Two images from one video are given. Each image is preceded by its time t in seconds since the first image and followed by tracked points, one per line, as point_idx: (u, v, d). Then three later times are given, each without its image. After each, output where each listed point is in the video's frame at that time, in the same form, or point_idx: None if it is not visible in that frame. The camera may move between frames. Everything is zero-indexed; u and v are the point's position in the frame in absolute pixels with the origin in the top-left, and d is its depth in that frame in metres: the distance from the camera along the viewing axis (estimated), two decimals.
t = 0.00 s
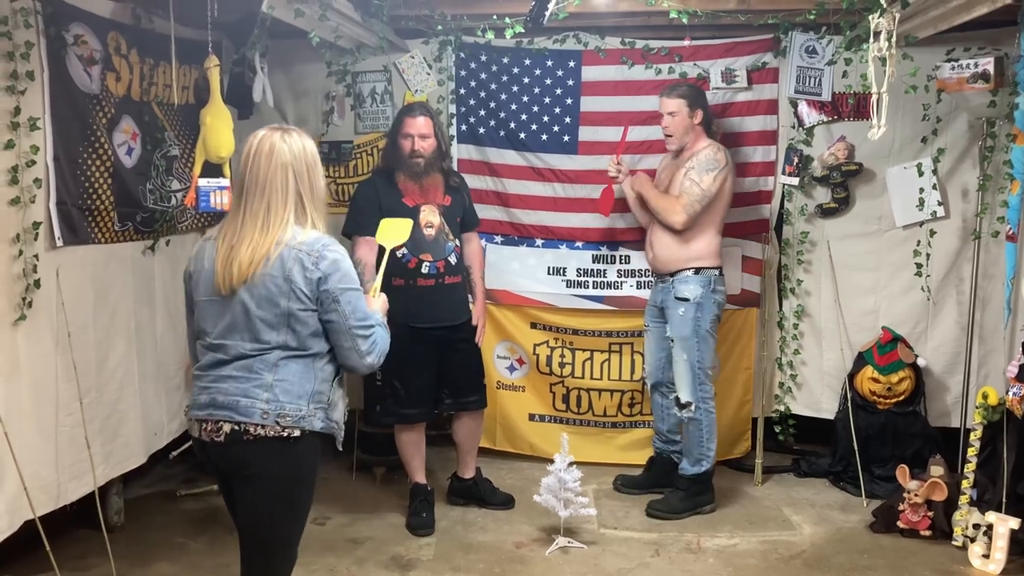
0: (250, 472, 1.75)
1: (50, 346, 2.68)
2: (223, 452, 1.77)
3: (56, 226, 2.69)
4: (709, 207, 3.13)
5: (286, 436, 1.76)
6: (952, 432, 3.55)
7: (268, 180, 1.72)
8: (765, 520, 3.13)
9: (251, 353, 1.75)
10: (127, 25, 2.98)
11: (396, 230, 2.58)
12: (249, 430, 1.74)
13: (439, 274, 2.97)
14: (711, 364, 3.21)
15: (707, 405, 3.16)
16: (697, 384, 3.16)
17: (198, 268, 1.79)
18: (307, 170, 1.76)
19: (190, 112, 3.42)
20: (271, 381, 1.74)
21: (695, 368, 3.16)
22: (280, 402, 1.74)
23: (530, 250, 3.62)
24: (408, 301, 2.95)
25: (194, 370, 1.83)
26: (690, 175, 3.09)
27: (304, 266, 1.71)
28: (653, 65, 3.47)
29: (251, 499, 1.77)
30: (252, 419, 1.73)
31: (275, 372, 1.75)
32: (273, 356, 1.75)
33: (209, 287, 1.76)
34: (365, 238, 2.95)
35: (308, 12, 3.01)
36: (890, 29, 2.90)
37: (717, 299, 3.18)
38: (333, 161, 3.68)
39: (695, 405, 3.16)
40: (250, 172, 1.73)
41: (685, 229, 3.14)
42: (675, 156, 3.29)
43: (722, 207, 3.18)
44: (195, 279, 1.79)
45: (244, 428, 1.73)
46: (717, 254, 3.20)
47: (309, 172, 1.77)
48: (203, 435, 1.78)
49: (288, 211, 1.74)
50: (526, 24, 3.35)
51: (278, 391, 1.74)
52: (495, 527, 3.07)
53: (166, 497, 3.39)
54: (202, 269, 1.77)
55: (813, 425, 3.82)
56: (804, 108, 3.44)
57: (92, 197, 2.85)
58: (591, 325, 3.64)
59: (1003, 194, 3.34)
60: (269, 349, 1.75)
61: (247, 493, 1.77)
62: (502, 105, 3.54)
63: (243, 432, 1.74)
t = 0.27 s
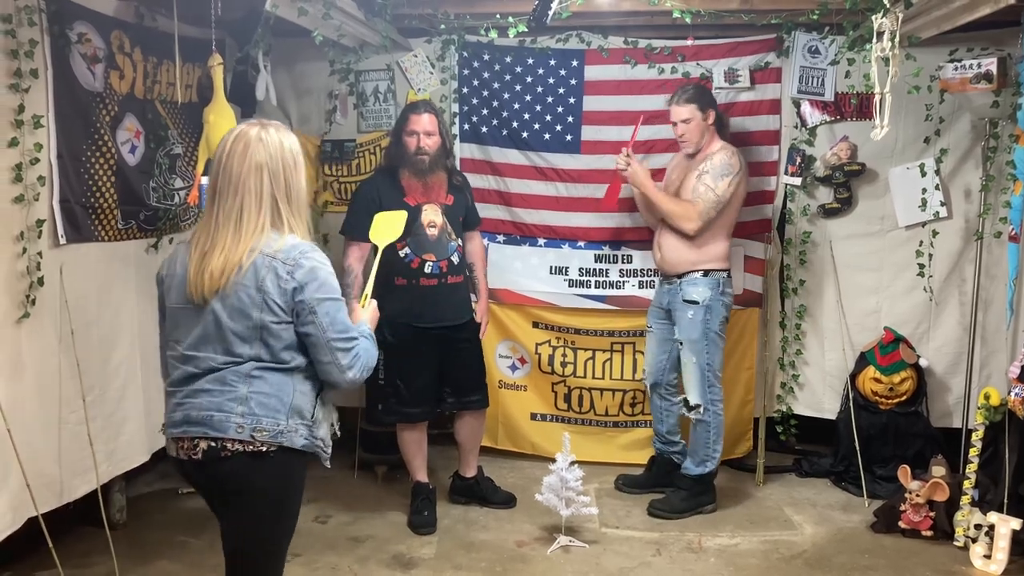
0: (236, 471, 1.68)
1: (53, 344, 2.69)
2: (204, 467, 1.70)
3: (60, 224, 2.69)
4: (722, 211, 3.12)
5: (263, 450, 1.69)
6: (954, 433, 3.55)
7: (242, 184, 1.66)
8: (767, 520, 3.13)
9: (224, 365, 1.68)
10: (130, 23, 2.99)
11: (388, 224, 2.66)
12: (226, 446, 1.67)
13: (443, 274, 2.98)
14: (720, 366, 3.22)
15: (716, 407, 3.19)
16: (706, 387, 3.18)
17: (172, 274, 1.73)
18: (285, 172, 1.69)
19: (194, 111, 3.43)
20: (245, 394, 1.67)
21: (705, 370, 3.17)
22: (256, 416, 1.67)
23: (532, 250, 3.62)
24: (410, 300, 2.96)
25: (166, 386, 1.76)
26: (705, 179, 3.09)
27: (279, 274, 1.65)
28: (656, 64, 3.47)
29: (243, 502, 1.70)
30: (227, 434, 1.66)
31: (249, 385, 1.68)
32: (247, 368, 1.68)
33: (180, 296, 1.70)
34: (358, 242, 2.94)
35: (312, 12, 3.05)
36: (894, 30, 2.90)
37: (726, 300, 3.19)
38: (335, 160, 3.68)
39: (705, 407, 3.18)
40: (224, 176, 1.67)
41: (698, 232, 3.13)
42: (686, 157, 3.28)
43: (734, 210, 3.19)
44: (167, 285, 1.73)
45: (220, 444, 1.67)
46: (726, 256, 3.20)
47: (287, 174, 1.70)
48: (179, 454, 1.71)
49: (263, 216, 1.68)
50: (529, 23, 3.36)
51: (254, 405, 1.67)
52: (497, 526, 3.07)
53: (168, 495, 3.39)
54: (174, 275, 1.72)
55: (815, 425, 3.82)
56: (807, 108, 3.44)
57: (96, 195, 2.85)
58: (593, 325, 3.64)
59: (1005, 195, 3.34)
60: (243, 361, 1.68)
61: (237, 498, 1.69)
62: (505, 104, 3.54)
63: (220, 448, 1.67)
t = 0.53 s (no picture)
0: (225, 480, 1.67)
1: (55, 343, 2.69)
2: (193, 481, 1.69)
3: (62, 224, 2.70)
4: (727, 216, 3.12)
5: (246, 462, 1.66)
6: (954, 435, 3.55)
7: (230, 183, 1.63)
8: (767, 521, 3.13)
9: (205, 372, 1.65)
10: (133, 23, 3.00)
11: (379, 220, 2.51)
12: (209, 456, 1.65)
13: (440, 275, 2.97)
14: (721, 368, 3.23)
15: (716, 410, 3.19)
16: (706, 389, 3.19)
17: (157, 274, 1.71)
18: (276, 173, 1.67)
19: (196, 112, 3.44)
20: (227, 404, 1.64)
21: (706, 372, 3.18)
22: (238, 426, 1.64)
23: (533, 251, 3.63)
24: (411, 301, 2.96)
25: (148, 390, 1.73)
26: (709, 185, 3.09)
27: (263, 280, 1.62)
28: (657, 66, 3.48)
29: (237, 511, 1.68)
30: (209, 444, 1.63)
31: (231, 394, 1.65)
32: (230, 376, 1.65)
33: (163, 296, 1.68)
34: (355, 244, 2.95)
35: (315, 12, 3.02)
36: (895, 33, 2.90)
37: (728, 304, 3.19)
38: (336, 161, 3.69)
39: (704, 409, 3.18)
40: (211, 174, 1.65)
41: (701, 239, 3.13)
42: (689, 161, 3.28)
43: (739, 213, 3.19)
44: (151, 284, 1.71)
45: (203, 454, 1.64)
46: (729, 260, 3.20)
47: (278, 175, 1.67)
48: (161, 462, 1.69)
49: (249, 217, 1.65)
50: (531, 25, 3.36)
51: (236, 415, 1.65)
52: (497, 527, 3.08)
53: (169, 495, 3.39)
54: (158, 273, 1.69)
55: (815, 426, 3.82)
56: (808, 111, 3.44)
57: (98, 195, 2.86)
58: (594, 326, 3.64)
59: (1006, 198, 3.35)
60: (225, 369, 1.65)
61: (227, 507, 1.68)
62: (506, 106, 3.54)
63: (202, 459, 1.65)
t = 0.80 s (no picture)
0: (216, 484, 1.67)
1: (58, 345, 2.69)
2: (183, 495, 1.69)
3: (65, 225, 2.70)
4: (733, 223, 3.12)
5: (238, 468, 1.67)
6: (956, 439, 3.55)
7: (228, 187, 1.64)
8: (768, 524, 3.13)
9: (197, 377, 1.64)
10: (136, 26, 3.01)
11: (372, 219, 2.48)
12: (201, 463, 1.65)
13: (439, 278, 2.96)
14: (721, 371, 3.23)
15: (716, 413, 3.19)
16: (706, 392, 3.18)
17: (150, 276, 1.69)
18: (274, 178, 1.67)
19: (198, 114, 3.44)
20: (220, 410, 1.64)
21: (706, 375, 3.18)
22: (231, 433, 1.64)
23: (535, 253, 3.63)
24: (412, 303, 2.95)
25: (138, 392, 1.73)
26: (713, 193, 3.09)
27: (257, 286, 1.61)
28: (659, 69, 3.48)
29: (229, 517, 1.68)
30: (201, 451, 1.63)
31: (224, 401, 1.65)
32: (222, 382, 1.65)
33: (155, 297, 1.67)
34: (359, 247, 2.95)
35: (317, 15, 3.07)
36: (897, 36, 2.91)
37: (728, 307, 3.19)
38: (338, 163, 3.69)
39: (705, 412, 3.19)
40: (210, 177, 1.65)
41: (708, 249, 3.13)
42: (689, 164, 3.28)
43: (744, 217, 3.20)
44: (143, 284, 1.70)
45: (195, 460, 1.64)
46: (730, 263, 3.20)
47: (276, 180, 1.67)
48: (152, 467, 1.69)
49: (246, 221, 1.65)
50: (533, 28, 3.37)
51: (229, 421, 1.64)
52: (499, 529, 3.08)
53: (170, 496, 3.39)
54: (151, 274, 1.69)
55: (817, 429, 3.82)
56: (810, 114, 3.45)
57: (101, 197, 2.86)
58: (595, 329, 3.64)
59: (1008, 201, 3.34)
60: (217, 374, 1.65)
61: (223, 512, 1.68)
62: (508, 108, 3.55)
63: (195, 465, 1.65)
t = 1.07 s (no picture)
0: (205, 488, 1.66)
1: (61, 348, 2.69)
2: (169, 498, 1.68)
3: (68, 229, 2.70)
4: (740, 228, 3.14)
5: (226, 471, 1.66)
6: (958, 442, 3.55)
7: (218, 190, 1.64)
8: (771, 527, 3.13)
9: (187, 379, 1.65)
10: (139, 28, 3.02)
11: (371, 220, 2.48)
12: (189, 466, 1.64)
13: (442, 283, 2.96)
14: (722, 374, 3.22)
15: (717, 415, 3.19)
16: (707, 394, 3.18)
17: (141, 277, 1.70)
18: (262, 180, 1.67)
19: (201, 117, 3.44)
20: (209, 413, 1.64)
21: (706, 378, 3.18)
22: (219, 436, 1.64)
23: (537, 256, 3.63)
24: (416, 306, 2.95)
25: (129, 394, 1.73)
26: (718, 201, 3.09)
27: (247, 288, 1.61)
28: (662, 72, 3.49)
29: (216, 518, 1.67)
30: (189, 454, 1.63)
31: (213, 403, 1.65)
32: (213, 385, 1.65)
33: (146, 300, 1.67)
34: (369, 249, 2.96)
35: (322, 18, 3.03)
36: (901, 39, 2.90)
37: (728, 309, 3.19)
38: (341, 166, 3.69)
39: (705, 415, 3.18)
40: (200, 180, 1.65)
41: (713, 258, 3.13)
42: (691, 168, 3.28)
43: (748, 221, 3.20)
44: (134, 286, 1.71)
45: (183, 464, 1.64)
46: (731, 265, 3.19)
47: (265, 183, 1.67)
48: (140, 469, 1.68)
49: (234, 225, 1.65)
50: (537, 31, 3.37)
51: (217, 424, 1.65)
52: (502, 532, 3.08)
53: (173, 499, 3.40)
54: (142, 277, 1.69)
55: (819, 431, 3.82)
56: (812, 117, 3.45)
57: (104, 200, 2.86)
58: (598, 332, 3.63)
59: (1011, 204, 3.35)
60: (207, 376, 1.65)
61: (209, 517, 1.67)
62: (510, 111, 3.55)
63: (182, 468, 1.64)
